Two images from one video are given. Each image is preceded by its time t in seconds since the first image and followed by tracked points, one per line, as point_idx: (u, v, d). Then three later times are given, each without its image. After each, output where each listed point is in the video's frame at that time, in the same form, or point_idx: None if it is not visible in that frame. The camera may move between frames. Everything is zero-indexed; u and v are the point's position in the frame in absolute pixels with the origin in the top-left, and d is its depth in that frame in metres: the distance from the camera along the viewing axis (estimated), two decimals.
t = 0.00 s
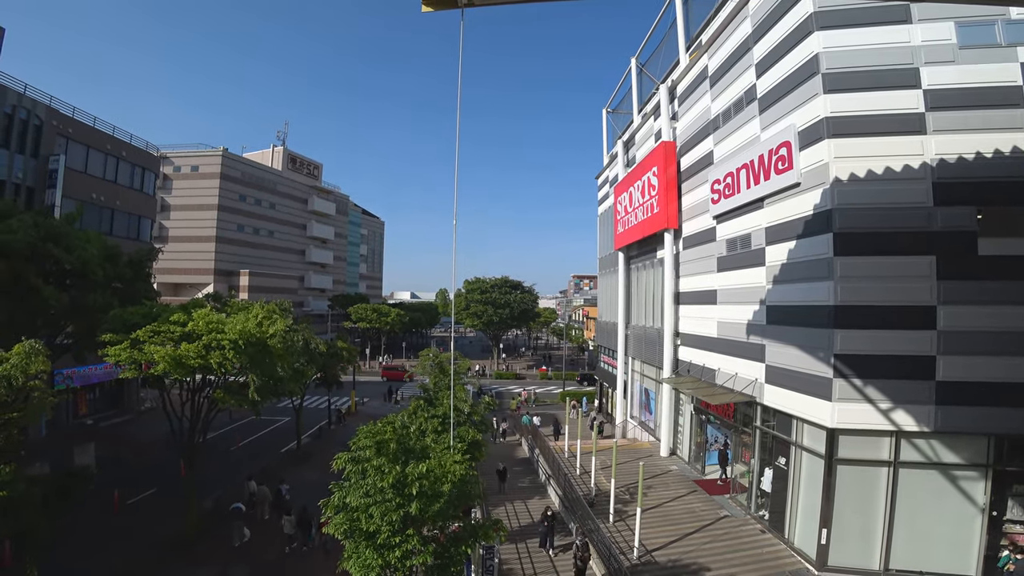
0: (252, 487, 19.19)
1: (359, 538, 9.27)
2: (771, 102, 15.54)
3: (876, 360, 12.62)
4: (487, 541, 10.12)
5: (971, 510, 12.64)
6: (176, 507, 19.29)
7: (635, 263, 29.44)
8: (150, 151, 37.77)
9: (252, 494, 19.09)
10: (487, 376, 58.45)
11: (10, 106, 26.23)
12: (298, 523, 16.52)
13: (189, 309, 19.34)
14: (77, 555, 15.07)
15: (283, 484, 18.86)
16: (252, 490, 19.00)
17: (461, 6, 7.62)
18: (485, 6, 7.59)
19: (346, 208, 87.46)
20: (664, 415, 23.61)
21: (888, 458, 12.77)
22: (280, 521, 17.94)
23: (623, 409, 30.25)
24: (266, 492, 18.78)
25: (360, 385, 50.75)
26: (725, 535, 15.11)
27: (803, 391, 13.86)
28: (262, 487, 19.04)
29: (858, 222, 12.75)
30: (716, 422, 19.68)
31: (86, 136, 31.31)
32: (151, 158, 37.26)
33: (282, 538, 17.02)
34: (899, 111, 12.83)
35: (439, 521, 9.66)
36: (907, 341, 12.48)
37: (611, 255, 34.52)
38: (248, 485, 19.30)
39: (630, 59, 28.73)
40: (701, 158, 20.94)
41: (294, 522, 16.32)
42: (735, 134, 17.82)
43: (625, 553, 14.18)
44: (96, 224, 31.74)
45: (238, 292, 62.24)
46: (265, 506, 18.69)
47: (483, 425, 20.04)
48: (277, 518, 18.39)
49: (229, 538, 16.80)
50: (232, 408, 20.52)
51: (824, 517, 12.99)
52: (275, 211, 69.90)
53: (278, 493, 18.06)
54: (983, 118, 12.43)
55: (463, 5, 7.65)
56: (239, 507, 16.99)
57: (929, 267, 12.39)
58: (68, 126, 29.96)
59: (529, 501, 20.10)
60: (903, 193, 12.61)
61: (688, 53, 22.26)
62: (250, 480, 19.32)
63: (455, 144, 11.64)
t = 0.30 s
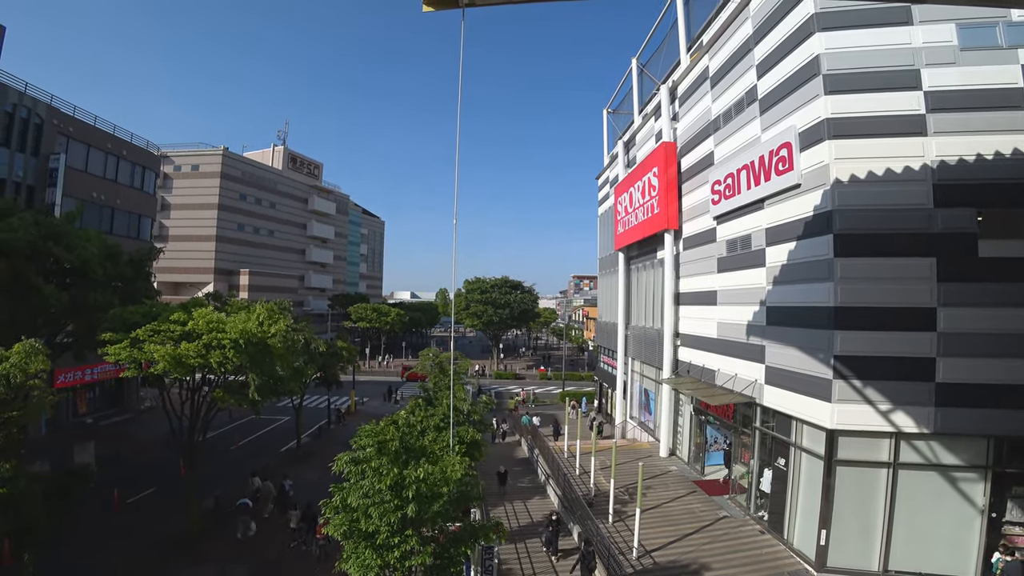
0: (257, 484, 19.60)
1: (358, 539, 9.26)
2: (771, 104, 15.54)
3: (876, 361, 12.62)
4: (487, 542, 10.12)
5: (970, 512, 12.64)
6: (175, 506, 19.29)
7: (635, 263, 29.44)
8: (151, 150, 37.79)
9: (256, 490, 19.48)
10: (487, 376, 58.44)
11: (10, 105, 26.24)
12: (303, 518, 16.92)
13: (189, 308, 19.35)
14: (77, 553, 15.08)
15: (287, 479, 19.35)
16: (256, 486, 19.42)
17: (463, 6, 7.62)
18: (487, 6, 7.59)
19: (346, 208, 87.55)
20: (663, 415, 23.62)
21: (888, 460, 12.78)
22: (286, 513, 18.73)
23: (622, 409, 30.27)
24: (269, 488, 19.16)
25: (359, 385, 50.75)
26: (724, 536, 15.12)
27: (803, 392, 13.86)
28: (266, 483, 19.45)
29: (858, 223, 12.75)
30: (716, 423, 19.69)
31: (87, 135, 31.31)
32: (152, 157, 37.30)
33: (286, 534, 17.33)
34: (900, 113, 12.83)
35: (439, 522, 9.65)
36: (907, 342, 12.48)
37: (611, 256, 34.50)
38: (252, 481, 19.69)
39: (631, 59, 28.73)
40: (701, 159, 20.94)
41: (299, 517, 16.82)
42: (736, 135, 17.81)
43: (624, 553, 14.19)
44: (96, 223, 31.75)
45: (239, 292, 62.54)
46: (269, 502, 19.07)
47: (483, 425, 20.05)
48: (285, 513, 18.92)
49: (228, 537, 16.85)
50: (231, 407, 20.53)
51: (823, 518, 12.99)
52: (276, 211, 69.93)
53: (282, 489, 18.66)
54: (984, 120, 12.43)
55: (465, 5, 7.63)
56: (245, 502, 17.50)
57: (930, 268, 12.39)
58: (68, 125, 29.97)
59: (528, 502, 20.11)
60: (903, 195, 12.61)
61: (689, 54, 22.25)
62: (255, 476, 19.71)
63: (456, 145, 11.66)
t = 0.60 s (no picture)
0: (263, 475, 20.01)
1: (359, 537, 9.27)
2: (775, 103, 15.49)
3: (878, 362, 12.58)
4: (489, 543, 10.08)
5: (971, 514, 12.61)
6: (177, 502, 19.34)
7: (637, 263, 29.40)
8: (153, 147, 37.85)
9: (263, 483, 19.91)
10: (488, 374, 58.48)
11: (14, 101, 26.30)
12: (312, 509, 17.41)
13: (191, 304, 19.36)
14: (78, 549, 15.10)
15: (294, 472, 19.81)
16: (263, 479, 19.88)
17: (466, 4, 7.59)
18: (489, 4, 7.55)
19: (348, 205, 87.61)
20: (665, 414, 23.58)
21: (888, 461, 12.75)
22: (290, 506, 19.41)
23: (623, 408, 30.28)
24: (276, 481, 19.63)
25: (360, 383, 50.81)
26: (724, 536, 15.12)
27: (804, 392, 13.84)
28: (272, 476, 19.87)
29: (861, 224, 12.71)
30: (717, 423, 19.65)
31: (90, 132, 31.37)
32: (154, 154, 37.38)
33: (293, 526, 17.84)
34: (904, 113, 12.77)
35: (439, 521, 9.67)
36: (909, 343, 12.44)
37: (613, 255, 34.47)
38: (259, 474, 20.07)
39: (634, 58, 28.65)
40: (704, 158, 20.89)
41: (308, 508, 17.22)
42: (739, 134, 17.76)
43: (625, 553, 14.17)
44: (99, 220, 31.82)
45: (241, 289, 62.75)
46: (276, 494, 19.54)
47: (483, 423, 20.07)
48: (292, 503, 19.73)
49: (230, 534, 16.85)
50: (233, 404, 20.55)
51: (824, 519, 12.98)
52: (278, 208, 70.00)
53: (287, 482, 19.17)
54: (988, 120, 12.37)
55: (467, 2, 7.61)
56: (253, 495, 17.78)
57: (933, 269, 12.35)
58: (71, 122, 30.02)
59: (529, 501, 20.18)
60: (907, 195, 12.57)
61: (692, 53, 22.19)
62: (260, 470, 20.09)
63: (458, 145, 11.65)
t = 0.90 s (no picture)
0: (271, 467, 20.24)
1: (362, 534, 9.28)
2: (781, 103, 15.41)
3: (883, 364, 12.51)
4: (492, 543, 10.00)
5: (975, 518, 12.54)
6: (180, 496, 19.43)
7: (641, 262, 29.32)
8: (159, 143, 37.98)
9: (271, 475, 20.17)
10: (491, 372, 58.46)
11: (22, 97, 26.48)
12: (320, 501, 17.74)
13: (196, 300, 19.43)
14: (82, 543, 15.18)
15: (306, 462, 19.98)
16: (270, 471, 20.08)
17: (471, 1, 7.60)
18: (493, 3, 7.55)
19: (353, 202, 87.75)
20: (668, 414, 23.52)
21: (892, 464, 12.69)
22: (293, 503, 19.45)
23: (626, 408, 30.25)
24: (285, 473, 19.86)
25: (364, 380, 50.92)
26: (726, 537, 15.09)
27: (808, 394, 13.78)
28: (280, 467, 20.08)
29: (867, 226, 12.64)
30: (720, 424, 19.59)
31: (97, 127, 31.54)
32: (161, 150, 37.56)
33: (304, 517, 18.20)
34: (912, 114, 12.68)
35: (442, 518, 9.68)
36: (915, 346, 12.36)
37: (617, 254, 34.42)
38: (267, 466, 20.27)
39: (640, 57, 28.55)
40: (709, 158, 20.82)
41: (316, 500, 17.63)
42: (745, 134, 17.69)
43: (626, 553, 14.15)
44: (105, 215, 31.98)
45: (246, 285, 63.10)
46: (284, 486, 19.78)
47: (486, 421, 20.08)
48: (295, 499, 19.78)
49: (233, 529, 16.92)
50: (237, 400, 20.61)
51: (826, 521, 12.94)
52: (283, 205, 70.20)
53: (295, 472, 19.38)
54: (997, 122, 12.26)
55: None
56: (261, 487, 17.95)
57: (939, 272, 12.26)
58: (78, 117, 30.20)
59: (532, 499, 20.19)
60: (914, 197, 12.48)
61: (698, 52, 22.09)
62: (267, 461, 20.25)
63: (464, 143, 11.62)
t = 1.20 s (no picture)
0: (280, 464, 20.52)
1: (368, 533, 9.32)
2: (786, 102, 15.34)
3: (889, 364, 12.44)
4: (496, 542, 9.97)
5: (981, 519, 12.46)
6: (184, 496, 19.49)
7: (645, 262, 29.26)
8: (164, 144, 38.17)
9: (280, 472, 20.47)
10: (495, 372, 58.50)
11: (28, 98, 26.63)
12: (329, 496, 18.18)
13: (201, 300, 19.50)
14: (87, 542, 15.23)
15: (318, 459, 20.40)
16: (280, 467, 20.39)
17: None
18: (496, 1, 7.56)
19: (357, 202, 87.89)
20: (671, 414, 23.46)
21: (897, 464, 12.63)
22: (297, 502, 19.49)
23: (630, 408, 30.20)
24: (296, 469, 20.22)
25: (368, 379, 51.03)
26: (730, 537, 15.05)
27: (812, 394, 13.72)
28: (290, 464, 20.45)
29: (872, 225, 12.58)
30: (724, 424, 19.54)
31: (102, 128, 31.69)
32: (165, 150, 37.73)
33: (314, 512, 18.64)
34: (917, 113, 12.61)
35: (447, 516, 9.71)
36: (920, 346, 12.29)
37: (621, 254, 34.38)
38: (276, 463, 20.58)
39: (644, 56, 28.47)
40: (713, 158, 20.75)
41: (325, 495, 18.17)
42: (749, 133, 17.62)
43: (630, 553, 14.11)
44: (110, 215, 32.12)
45: (250, 285, 63.30)
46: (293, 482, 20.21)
47: (489, 421, 20.09)
48: (299, 499, 19.83)
49: (237, 528, 16.99)
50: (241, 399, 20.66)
51: (831, 521, 12.90)
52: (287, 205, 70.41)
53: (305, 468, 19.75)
54: (1004, 120, 12.19)
55: None
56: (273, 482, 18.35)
57: (945, 272, 12.19)
58: (84, 118, 30.35)
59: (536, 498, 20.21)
60: (919, 196, 12.42)
61: (702, 51, 22.01)
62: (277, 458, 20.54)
63: (467, 143, 11.63)
